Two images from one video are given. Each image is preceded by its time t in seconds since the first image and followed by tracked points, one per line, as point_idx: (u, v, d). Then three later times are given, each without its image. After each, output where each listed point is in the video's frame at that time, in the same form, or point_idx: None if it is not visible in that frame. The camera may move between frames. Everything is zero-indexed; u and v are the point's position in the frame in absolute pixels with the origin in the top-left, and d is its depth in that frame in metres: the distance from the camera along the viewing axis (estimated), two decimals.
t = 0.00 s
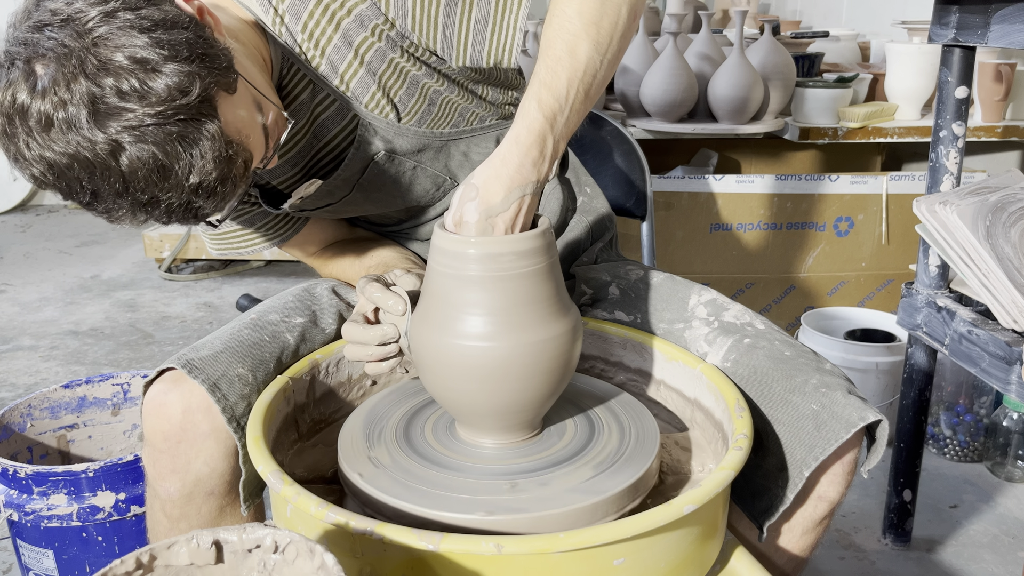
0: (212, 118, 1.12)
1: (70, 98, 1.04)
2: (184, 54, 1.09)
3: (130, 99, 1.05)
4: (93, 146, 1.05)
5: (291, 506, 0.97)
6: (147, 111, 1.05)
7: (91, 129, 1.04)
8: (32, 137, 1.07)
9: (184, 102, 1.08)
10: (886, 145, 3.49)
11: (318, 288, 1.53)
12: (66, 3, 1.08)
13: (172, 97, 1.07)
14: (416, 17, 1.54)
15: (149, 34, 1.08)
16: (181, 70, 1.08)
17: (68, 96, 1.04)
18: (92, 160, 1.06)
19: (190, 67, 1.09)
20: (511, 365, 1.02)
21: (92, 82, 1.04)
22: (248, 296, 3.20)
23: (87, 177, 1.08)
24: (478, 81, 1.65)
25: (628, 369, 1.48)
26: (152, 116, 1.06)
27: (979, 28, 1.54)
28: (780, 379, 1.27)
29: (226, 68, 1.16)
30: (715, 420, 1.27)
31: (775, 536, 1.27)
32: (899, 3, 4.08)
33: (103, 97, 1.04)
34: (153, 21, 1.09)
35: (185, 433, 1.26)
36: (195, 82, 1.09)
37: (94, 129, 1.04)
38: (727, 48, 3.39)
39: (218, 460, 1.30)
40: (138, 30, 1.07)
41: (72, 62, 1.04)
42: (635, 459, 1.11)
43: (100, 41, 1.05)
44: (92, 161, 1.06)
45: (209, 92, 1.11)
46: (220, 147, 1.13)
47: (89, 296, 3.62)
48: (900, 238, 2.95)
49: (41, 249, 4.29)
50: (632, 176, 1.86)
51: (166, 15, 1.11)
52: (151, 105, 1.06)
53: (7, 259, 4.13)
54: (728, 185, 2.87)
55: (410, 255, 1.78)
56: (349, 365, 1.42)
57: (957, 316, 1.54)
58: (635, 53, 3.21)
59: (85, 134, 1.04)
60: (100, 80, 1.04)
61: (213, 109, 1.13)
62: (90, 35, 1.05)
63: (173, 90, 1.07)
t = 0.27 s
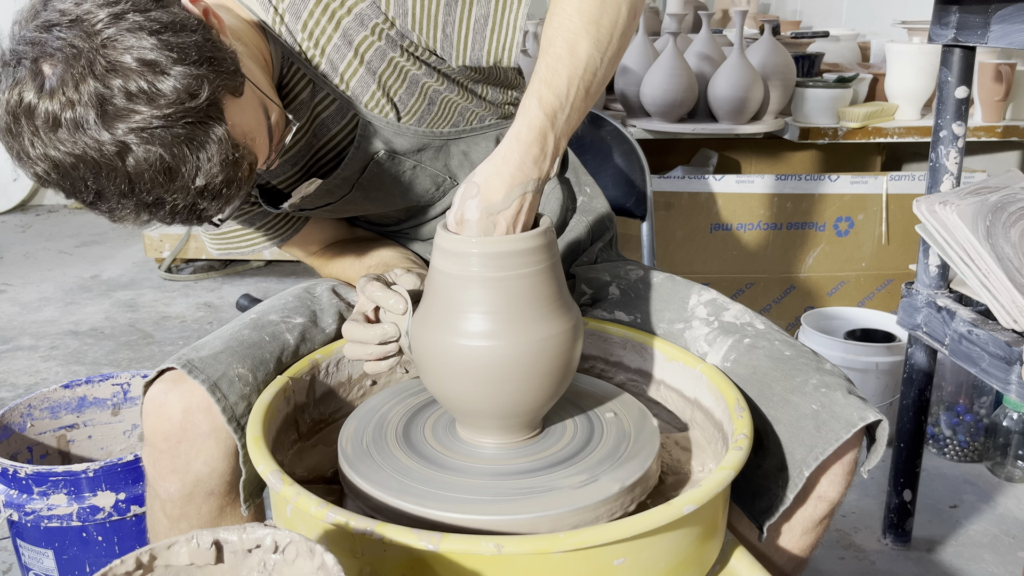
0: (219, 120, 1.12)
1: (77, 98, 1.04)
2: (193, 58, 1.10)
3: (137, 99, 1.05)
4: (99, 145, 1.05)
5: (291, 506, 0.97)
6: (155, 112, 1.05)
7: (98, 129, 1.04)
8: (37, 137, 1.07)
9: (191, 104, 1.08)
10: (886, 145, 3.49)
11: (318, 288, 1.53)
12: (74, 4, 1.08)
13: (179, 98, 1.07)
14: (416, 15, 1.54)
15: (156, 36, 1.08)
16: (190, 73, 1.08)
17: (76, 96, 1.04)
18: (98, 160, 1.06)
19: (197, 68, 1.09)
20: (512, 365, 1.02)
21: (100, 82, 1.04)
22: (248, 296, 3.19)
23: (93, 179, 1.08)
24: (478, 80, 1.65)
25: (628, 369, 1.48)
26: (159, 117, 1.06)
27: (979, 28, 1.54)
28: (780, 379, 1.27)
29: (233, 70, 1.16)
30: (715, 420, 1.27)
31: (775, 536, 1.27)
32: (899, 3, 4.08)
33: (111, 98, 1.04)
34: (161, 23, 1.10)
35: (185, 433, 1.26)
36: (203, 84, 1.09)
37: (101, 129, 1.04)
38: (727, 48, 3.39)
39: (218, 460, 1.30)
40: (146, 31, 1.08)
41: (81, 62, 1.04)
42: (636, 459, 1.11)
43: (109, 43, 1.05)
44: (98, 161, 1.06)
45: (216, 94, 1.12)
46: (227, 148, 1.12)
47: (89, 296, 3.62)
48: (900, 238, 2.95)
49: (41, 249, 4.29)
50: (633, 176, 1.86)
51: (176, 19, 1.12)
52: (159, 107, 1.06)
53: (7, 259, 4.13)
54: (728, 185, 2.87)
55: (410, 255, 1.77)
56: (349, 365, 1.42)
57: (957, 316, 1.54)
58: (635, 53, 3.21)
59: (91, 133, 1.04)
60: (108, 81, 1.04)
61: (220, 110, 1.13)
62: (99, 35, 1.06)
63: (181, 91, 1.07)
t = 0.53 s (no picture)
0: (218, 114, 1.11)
1: (76, 95, 1.04)
2: (191, 52, 1.09)
3: (136, 95, 1.05)
4: (100, 142, 1.05)
5: (291, 506, 0.97)
6: (154, 107, 1.05)
7: (98, 125, 1.04)
8: (37, 135, 1.07)
9: (190, 98, 1.08)
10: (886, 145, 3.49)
11: (318, 288, 1.53)
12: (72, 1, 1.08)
13: (178, 93, 1.07)
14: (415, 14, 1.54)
15: (154, 31, 1.08)
16: (187, 68, 1.08)
17: (75, 93, 1.04)
18: (98, 157, 1.06)
19: (194, 62, 1.09)
20: (511, 365, 1.02)
21: (99, 78, 1.04)
22: (248, 296, 3.20)
23: (93, 175, 1.08)
24: (478, 80, 1.65)
25: (628, 369, 1.48)
26: (157, 112, 1.06)
27: (979, 28, 1.54)
28: (780, 379, 1.27)
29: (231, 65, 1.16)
30: (715, 420, 1.27)
31: (775, 536, 1.27)
32: (899, 3, 4.08)
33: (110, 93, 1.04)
34: (158, 18, 1.10)
35: (185, 433, 1.26)
36: (201, 78, 1.09)
37: (101, 125, 1.04)
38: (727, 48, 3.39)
39: (218, 460, 1.30)
40: (144, 26, 1.07)
41: (79, 58, 1.04)
42: (635, 459, 1.11)
43: (107, 38, 1.05)
44: (99, 157, 1.06)
45: (214, 89, 1.11)
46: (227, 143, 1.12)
47: (89, 296, 3.62)
48: (900, 238, 2.95)
49: (41, 249, 4.29)
50: (633, 176, 1.86)
51: (173, 13, 1.12)
52: (158, 102, 1.06)
53: (7, 259, 4.13)
54: (728, 185, 2.87)
55: (410, 255, 1.77)
56: (349, 365, 1.42)
57: (957, 316, 1.54)
58: (635, 53, 3.21)
59: (92, 130, 1.04)
60: (106, 76, 1.04)
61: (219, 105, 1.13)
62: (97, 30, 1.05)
63: (179, 86, 1.07)
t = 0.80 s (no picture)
0: (189, 97, 1.09)
1: (47, 88, 1.04)
2: (151, 35, 1.08)
3: (102, 82, 1.04)
4: (73, 134, 1.05)
5: (291, 506, 0.97)
6: (120, 93, 1.05)
7: (69, 117, 1.05)
8: (19, 135, 1.09)
9: (157, 83, 1.06)
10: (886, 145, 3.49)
11: (318, 288, 1.53)
12: None
13: (144, 78, 1.06)
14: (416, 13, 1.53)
15: (121, 19, 1.07)
16: (148, 52, 1.06)
17: (45, 86, 1.04)
18: (74, 150, 1.06)
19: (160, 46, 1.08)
20: (512, 365, 1.02)
21: (66, 69, 1.04)
22: (248, 296, 3.20)
23: (73, 168, 1.09)
24: (477, 80, 1.65)
25: (628, 369, 1.48)
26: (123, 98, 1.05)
27: (979, 28, 1.54)
28: (780, 379, 1.27)
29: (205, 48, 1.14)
30: (715, 420, 1.27)
31: (775, 536, 1.27)
32: (899, 3, 4.08)
33: (78, 83, 1.04)
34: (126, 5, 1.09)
35: (185, 433, 1.26)
36: (168, 62, 1.07)
37: (72, 116, 1.05)
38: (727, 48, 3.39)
39: (218, 460, 1.30)
40: (110, 15, 1.07)
41: (47, 51, 1.04)
42: (635, 459, 1.11)
43: (68, 28, 1.05)
44: (74, 151, 1.06)
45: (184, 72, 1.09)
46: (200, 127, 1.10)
47: (89, 296, 3.62)
48: (900, 238, 2.95)
49: (41, 249, 4.29)
50: (632, 176, 1.86)
51: None
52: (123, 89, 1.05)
53: (7, 259, 4.13)
54: (728, 185, 2.87)
55: (410, 255, 1.77)
56: (349, 365, 1.42)
57: (956, 316, 1.54)
58: (635, 53, 3.21)
59: (64, 122, 1.05)
60: (73, 66, 1.04)
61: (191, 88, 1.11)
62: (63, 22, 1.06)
63: (145, 70, 1.05)
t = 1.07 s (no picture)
0: (151, 110, 1.09)
1: (17, 97, 1.07)
2: (116, 48, 1.09)
3: (63, 94, 1.06)
4: (38, 143, 1.07)
5: (291, 505, 0.97)
6: (81, 105, 1.06)
7: (35, 127, 1.07)
8: None
9: (118, 95, 1.07)
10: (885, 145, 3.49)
11: (318, 288, 1.53)
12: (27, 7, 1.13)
13: (105, 90, 1.06)
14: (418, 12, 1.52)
15: (93, 30, 1.09)
16: (117, 64, 1.07)
17: (15, 95, 1.07)
18: (39, 159, 1.08)
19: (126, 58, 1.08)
20: (513, 365, 1.02)
21: (32, 79, 1.06)
22: (248, 296, 3.19)
23: (40, 176, 1.11)
24: (478, 81, 1.65)
25: (628, 369, 1.48)
26: (84, 109, 1.06)
27: (979, 28, 1.54)
28: (780, 379, 1.27)
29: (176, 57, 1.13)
30: (715, 420, 1.27)
31: (775, 536, 1.27)
32: (899, 3, 4.08)
33: (42, 93, 1.06)
34: (101, 17, 1.11)
35: (185, 433, 1.26)
36: (130, 74, 1.08)
37: (36, 126, 1.07)
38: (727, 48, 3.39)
39: (218, 460, 1.30)
40: (83, 26, 1.09)
41: (18, 60, 1.07)
42: (636, 458, 1.11)
43: (38, 36, 1.08)
44: (41, 159, 1.08)
45: (147, 84, 1.09)
46: (158, 140, 1.09)
47: (89, 296, 3.62)
48: (900, 238, 2.95)
49: (41, 249, 4.29)
50: (632, 176, 1.86)
51: (116, 11, 1.12)
52: (84, 100, 1.06)
53: (7, 259, 4.13)
54: (728, 185, 2.87)
55: (410, 254, 1.77)
56: (349, 365, 1.42)
57: (957, 316, 1.54)
58: (635, 53, 3.21)
59: (30, 132, 1.07)
60: (38, 77, 1.06)
61: (155, 100, 1.11)
62: (37, 31, 1.08)
63: (107, 83, 1.06)
